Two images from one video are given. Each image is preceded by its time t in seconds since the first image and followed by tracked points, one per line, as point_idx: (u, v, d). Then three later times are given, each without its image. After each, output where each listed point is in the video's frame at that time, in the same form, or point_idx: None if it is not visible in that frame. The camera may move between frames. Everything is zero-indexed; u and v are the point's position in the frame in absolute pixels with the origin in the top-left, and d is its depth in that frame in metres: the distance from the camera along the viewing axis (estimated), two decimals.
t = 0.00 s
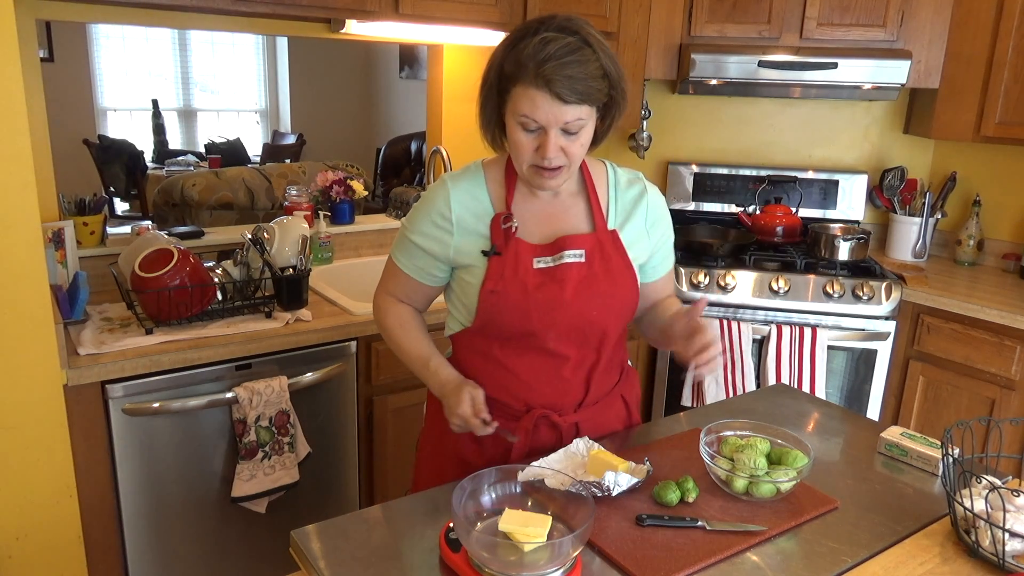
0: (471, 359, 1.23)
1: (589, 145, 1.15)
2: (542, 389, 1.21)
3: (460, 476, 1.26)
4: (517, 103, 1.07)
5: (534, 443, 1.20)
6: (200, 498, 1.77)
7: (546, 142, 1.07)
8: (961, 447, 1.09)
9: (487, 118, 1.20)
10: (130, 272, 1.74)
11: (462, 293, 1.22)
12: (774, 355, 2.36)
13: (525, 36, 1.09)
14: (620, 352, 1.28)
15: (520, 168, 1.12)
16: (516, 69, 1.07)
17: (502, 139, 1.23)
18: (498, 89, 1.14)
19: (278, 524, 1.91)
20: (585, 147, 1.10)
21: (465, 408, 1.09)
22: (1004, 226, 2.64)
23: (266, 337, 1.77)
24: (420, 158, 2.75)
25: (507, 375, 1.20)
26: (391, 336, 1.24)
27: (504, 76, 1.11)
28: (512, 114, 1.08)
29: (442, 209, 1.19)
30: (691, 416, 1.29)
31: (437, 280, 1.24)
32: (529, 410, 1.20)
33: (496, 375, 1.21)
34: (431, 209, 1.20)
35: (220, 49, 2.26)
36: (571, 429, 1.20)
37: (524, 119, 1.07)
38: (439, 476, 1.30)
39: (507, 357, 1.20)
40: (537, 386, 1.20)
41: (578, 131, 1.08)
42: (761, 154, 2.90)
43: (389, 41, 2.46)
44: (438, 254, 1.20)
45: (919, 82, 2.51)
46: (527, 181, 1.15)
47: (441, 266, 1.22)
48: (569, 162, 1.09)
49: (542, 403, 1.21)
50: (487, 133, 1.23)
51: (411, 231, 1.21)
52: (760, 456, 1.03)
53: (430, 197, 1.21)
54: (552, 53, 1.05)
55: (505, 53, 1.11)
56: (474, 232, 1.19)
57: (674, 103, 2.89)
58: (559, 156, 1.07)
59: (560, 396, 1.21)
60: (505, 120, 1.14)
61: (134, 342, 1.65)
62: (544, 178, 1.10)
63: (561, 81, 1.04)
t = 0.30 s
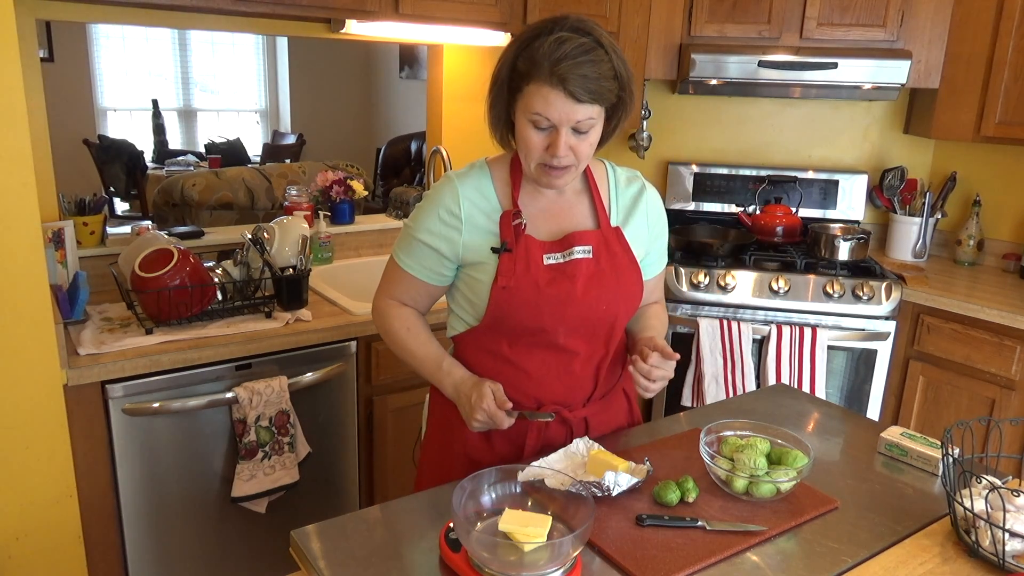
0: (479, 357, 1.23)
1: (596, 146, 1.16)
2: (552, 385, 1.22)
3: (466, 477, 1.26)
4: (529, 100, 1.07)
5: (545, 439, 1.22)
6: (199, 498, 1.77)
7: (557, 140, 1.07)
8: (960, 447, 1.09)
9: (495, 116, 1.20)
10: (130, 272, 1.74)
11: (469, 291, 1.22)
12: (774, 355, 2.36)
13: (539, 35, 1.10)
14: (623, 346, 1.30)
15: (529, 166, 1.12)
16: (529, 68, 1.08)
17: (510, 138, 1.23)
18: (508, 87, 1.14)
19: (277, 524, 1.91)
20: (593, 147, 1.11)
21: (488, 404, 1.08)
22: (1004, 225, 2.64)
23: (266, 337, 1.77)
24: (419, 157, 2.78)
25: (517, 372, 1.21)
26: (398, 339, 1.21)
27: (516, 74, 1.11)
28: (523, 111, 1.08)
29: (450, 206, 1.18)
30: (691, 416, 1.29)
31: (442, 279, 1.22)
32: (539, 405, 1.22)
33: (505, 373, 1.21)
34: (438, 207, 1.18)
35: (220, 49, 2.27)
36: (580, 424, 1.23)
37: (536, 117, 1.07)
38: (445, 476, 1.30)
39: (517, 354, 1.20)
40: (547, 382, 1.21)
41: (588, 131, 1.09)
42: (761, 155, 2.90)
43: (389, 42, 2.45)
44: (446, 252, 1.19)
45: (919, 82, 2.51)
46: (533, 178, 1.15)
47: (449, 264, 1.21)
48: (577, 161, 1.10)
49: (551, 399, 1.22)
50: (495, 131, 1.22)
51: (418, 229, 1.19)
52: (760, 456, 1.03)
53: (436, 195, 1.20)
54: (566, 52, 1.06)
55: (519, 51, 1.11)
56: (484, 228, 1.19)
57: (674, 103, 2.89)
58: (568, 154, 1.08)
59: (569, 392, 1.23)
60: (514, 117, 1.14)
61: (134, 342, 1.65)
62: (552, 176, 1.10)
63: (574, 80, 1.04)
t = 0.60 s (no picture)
0: (478, 357, 1.23)
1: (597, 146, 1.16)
2: (551, 385, 1.21)
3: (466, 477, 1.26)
4: (532, 100, 1.07)
5: (543, 438, 1.22)
6: (200, 498, 1.77)
7: (559, 140, 1.07)
8: (960, 447, 1.09)
9: (496, 117, 1.20)
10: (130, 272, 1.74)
11: (469, 291, 1.22)
12: (774, 355, 2.36)
13: (542, 35, 1.10)
14: (623, 346, 1.30)
15: (530, 166, 1.11)
16: (532, 68, 1.08)
17: (512, 138, 1.23)
18: (510, 88, 1.14)
19: (277, 524, 1.91)
20: (595, 147, 1.11)
21: (487, 403, 1.08)
22: (1004, 225, 2.64)
23: (266, 337, 1.77)
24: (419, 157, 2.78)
25: (517, 371, 1.20)
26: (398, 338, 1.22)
27: (518, 74, 1.11)
28: (525, 111, 1.08)
29: (450, 206, 1.18)
30: (691, 417, 1.29)
31: (442, 279, 1.23)
32: (538, 405, 1.22)
33: (505, 372, 1.21)
34: (438, 207, 1.19)
35: (220, 49, 2.27)
36: (580, 423, 1.23)
37: (538, 117, 1.07)
38: (446, 476, 1.30)
39: (515, 354, 1.20)
40: (546, 381, 1.21)
41: (590, 131, 1.09)
42: (761, 154, 2.90)
43: (389, 42, 2.45)
44: (446, 252, 1.19)
45: (919, 82, 2.51)
46: (535, 177, 1.15)
47: (448, 263, 1.21)
48: (579, 161, 1.10)
49: (551, 398, 1.22)
50: (497, 132, 1.22)
51: (417, 228, 1.19)
52: (760, 456, 1.03)
53: (436, 195, 1.20)
54: (569, 53, 1.06)
55: (521, 51, 1.11)
56: (483, 227, 1.19)
57: (674, 103, 2.89)
58: (570, 155, 1.08)
59: (569, 391, 1.23)
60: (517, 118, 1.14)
61: (134, 342, 1.65)
62: (554, 176, 1.10)
63: (577, 81, 1.04)
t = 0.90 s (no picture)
0: (476, 358, 1.22)
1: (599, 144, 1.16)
2: (550, 385, 1.21)
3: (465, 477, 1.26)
4: (536, 91, 1.07)
5: (541, 438, 1.21)
6: (200, 498, 1.77)
7: (563, 131, 1.07)
8: (960, 447, 1.09)
9: (498, 115, 1.20)
10: (130, 272, 1.74)
11: (467, 290, 1.22)
12: (774, 355, 2.36)
13: (547, 28, 1.10)
14: (622, 347, 1.30)
15: (532, 159, 1.11)
16: (536, 58, 1.08)
17: (514, 135, 1.22)
18: (514, 82, 1.14)
19: (277, 525, 1.91)
20: (598, 141, 1.11)
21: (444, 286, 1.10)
22: (1004, 226, 2.64)
23: (266, 337, 1.77)
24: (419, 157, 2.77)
25: (515, 371, 1.20)
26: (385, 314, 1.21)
27: (522, 66, 1.12)
28: (529, 103, 1.08)
29: (448, 205, 1.19)
30: (691, 416, 1.29)
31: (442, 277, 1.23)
32: (536, 405, 1.21)
33: (502, 373, 1.21)
34: (437, 206, 1.19)
35: (220, 49, 2.27)
36: (578, 423, 1.22)
37: (542, 108, 1.07)
38: (445, 476, 1.30)
39: (513, 354, 1.19)
40: (544, 381, 1.21)
41: (594, 124, 1.09)
42: (761, 155, 2.90)
43: (389, 42, 2.45)
44: (446, 251, 1.20)
45: (919, 82, 2.50)
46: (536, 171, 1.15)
47: (449, 262, 1.22)
48: (582, 155, 1.10)
49: (549, 399, 1.21)
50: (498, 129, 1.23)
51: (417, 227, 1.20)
52: (760, 456, 1.03)
53: (435, 195, 1.21)
54: (574, 43, 1.07)
55: (526, 44, 1.12)
56: (482, 226, 1.20)
57: (674, 103, 2.89)
58: (574, 147, 1.08)
59: (567, 392, 1.22)
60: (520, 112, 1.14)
61: (134, 342, 1.65)
62: (557, 169, 1.10)
63: (582, 69, 1.05)
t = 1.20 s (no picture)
0: (479, 354, 1.22)
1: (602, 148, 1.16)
2: (552, 382, 1.21)
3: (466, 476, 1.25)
4: (540, 98, 1.07)
5: (544, 436, 1.21)
6: (200, 498, 1.77)
7: (565, 139, 1.07)
8: (960, 447, 1.09)
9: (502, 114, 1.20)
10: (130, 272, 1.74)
11: (470, 288, 1.22)
12: (774, 355, 2.36)
13: (551, 35, 1.10)
14: (625, 346, 1.30)
15: (534, 162, 1.12)
16: (540, 66, 1.08)
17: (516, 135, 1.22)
18: (517, 86, 1.14)
19: (277, 525, 1.91)
20: (600, 147, 1.11)
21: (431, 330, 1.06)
22: (1004, 226, 2.64)
23: (266, 337, 1.77)
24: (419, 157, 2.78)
25: (518, 368, 1.20)
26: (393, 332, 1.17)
27: (526, 72, 1.12)
28: (532, 109, 1.09)
29: (453, 203, 1.19)
30: (691, 417, 1.29)
31: (444, 276, 1.22)
32: (539, 402, 1.21)
33: (505, 369, 1.20)
34: (441, 205, 1.19)
35: (220, 49, 2.28)
36: (580, 420, 1.22)
37: (545, 115, 1.07)
38: (446, 475, 1.30)
39: (516, 351, 1.19)
40: (547, 378, 1.21)
41: (596, 131, 1.09)
42: (762, 154, 2.90)
43: (389, 41, 2.45)
44: (449, 249, 1.19)
45: (919, 82, 2.50)
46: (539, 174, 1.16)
47: (451, 260, 1.21)
48: (583, 160, 1.10)
49: (552, 395, 1.21)
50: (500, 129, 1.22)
51: (420, 225, 1.19)
52: (760, 456, 1.03)
53: (440, 193, 1.20)
54: (578, 54, 1.06)
55: (530, 50, 1.11)
56: (486, 223, 1.19)
57: (674, 103, 2.89)
58: (576, 154, 1.08)
59: (570, 389, 1.22)
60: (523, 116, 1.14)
61: (134, 342, 1.65)
62: (559, 172, 1.11)
63: (585, 80, 1.05)
